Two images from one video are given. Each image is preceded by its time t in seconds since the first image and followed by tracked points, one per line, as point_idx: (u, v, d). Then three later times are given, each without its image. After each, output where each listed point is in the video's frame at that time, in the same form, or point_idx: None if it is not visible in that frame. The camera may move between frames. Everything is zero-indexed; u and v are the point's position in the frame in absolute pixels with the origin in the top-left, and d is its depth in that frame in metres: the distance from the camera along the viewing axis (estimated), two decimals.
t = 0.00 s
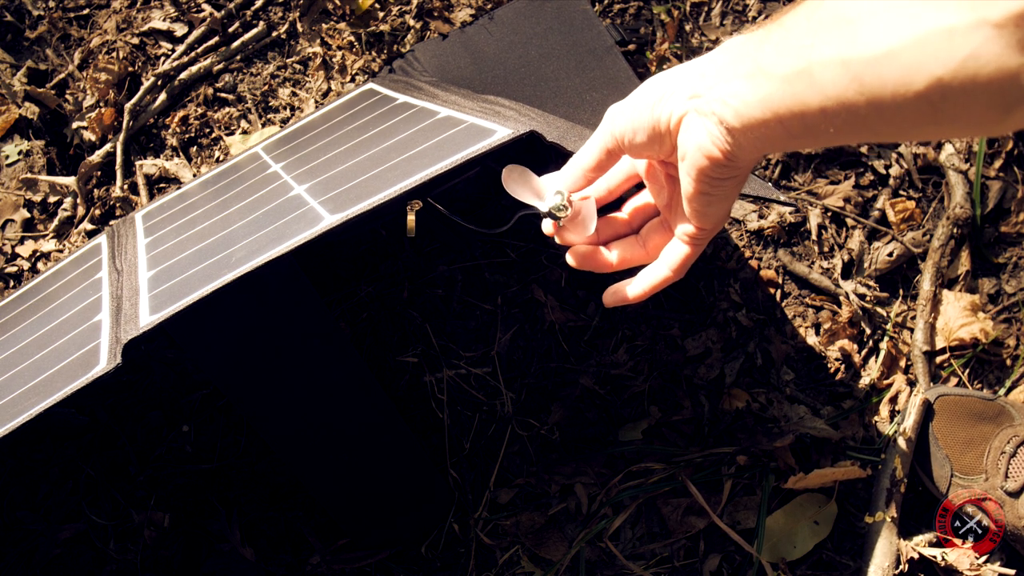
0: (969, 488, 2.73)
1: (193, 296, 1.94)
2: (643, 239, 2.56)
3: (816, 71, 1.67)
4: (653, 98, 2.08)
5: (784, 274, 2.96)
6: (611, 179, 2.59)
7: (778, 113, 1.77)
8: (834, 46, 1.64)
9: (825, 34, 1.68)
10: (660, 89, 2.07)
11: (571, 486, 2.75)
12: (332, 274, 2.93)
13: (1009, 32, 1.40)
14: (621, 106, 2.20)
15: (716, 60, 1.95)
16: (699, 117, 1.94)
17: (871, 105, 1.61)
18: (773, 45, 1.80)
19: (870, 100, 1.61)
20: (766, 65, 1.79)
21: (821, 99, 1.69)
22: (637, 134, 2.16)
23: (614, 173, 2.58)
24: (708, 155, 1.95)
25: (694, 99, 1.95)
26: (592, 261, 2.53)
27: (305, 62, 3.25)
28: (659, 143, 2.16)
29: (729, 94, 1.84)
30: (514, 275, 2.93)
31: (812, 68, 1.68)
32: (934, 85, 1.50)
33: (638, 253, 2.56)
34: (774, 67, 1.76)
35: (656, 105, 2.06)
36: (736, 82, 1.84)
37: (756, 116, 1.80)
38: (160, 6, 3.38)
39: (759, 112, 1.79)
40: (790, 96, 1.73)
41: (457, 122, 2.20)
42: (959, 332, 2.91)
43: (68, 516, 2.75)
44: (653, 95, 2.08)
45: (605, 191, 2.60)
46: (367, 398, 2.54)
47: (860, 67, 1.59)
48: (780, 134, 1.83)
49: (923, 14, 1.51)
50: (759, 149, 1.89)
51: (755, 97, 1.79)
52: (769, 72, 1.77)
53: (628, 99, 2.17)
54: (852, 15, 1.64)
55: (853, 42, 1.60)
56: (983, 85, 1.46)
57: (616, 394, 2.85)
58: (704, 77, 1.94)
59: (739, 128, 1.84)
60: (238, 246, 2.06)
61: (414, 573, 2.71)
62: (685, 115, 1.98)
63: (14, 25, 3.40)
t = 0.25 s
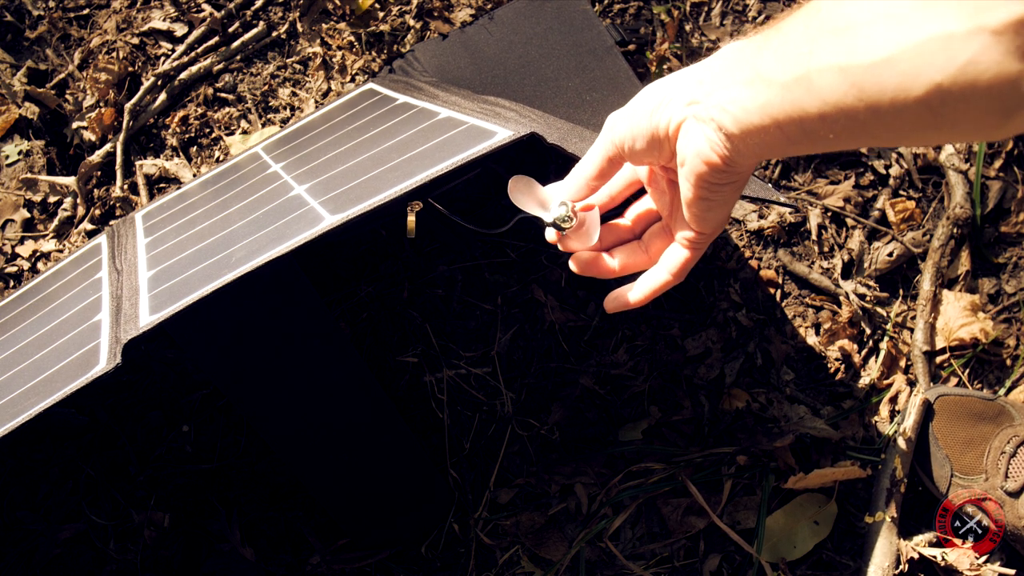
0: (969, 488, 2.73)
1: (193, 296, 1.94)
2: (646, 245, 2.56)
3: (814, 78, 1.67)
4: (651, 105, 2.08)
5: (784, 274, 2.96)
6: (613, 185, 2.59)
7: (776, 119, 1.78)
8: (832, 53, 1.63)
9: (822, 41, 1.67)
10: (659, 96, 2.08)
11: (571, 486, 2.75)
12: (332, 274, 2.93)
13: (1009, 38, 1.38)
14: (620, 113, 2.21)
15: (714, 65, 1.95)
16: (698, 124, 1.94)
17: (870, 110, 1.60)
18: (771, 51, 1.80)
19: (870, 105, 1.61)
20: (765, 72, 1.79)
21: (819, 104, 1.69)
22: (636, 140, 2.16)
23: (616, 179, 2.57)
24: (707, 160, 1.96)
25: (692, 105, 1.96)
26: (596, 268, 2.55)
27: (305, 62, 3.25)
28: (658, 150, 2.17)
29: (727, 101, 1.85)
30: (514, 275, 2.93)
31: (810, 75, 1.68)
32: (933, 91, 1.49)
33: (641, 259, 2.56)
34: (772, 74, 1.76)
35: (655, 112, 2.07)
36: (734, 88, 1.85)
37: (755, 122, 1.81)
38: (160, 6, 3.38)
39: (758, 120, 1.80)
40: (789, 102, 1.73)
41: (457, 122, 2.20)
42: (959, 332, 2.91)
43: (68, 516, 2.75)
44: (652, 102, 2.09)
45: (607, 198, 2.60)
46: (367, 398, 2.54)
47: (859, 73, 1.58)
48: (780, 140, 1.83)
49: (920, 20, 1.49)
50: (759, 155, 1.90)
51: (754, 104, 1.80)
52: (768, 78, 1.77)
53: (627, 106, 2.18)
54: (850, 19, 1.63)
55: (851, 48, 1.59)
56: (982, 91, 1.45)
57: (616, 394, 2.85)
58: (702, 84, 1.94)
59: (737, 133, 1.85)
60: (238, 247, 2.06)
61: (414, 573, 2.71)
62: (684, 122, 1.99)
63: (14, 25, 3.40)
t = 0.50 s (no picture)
0: (969, 489, 2.73)
1: (192, 297, 1.94)
2: (642, 244, 2.58)
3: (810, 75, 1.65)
4: (645, 105, 2.08)
5: (784, 274, 2.96)
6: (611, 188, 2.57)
7: (771, 118, 1.75)
8: (827, 50, 1.62)
9: (817, 38, 1.66)
10: (653, 95, 2.07)
11: (571, 486, 2.75)
12: (332, 274, 2.93)
13: (1001, 34, 1.39)
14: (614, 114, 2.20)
15: (708, 65, 1.95)
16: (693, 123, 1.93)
17: (864, 106, 1.60)
18: (765, 51, 1.79)
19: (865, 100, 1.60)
20: (760, 70, 1.77)
21: (814, 102, 1.67)
22: (630, 141, 2.16)
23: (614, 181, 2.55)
24: (701, 158, 1.95)
25: (685, 104, 1.95)
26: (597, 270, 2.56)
27: (305, 62, 3.25)
28: (653, 150, 2.17)
29: (721, 100, 1.84)
30: (514, 275, 2.93)
31: (804, 73, 1.66)
32: (927, 86, 1.50)
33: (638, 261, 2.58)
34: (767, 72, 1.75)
35: (649, 112, 2.06)
36: (728, 88, 1.83)
37: (750, 122, 1.79)
38: (160, 6, 3.38)
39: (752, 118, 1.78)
40: (782, 101, 1.72)
41: (457, 122, 2.20)
42: (959, 332, 2.91)
43: (68, 516, 2.75)
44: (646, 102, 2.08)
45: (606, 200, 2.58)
46: (367, 398, 2.54)
47: (854, 70, 1.58)
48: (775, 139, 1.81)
49: (913, 16, 1.49)
50: (753, 154, 1.89)
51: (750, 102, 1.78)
52: (762, 77, 1.76)
53: (620, 107, 2.18)
54: (845, 17, 1.63)
55: (846, 45, 1.59)
56: (976, 85, 1.46)
57: (617, 394, 2.85)
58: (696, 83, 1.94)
59: (730, 133, 1.83)
60: (238, 246, 2.06)
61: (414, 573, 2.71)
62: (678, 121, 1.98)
63: (14, 25, 3.40)
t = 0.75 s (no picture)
0: (969, 489, 2.73)
1: (192, 297, 1.94)
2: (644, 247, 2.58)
3: (812, 76, 1.62)
4: (654, 103, 2.11)
5: (784, 274, 2.96)
6: (611, 186, 2.54)
7: (773, 118, 1.73)
8: (828, 50, 1.59)
9: (819, 38, 1.63)
10: (661, 95, 2.10)
11: (571, 486, 2.75)
12: (332, 274, 2.93)
13: (999, 35, 1.36)
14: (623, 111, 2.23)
15: (716, 65, 1.94)
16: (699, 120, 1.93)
17: (865, 107, 1.56)
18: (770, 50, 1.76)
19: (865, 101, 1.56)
20: (764, 70, 1.75)
21: (815, 103, 1.64)
22: (639, 138, 2.18)
23: (614, 180, 2.53)
24: (710, 159, 1.94)
25: (693, 104, 1.96)
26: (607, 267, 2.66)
27: (305, 62, 3.25)
28: (660, 148, 2.17)
29: (726, 100, 1.83)
30: (514, 275, 2.93)
31: (806, 73, 1.63)
32: (926, 87, 1.46)
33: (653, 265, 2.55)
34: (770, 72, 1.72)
35: (658, 110, 2.09)
36: (732, 88, 1.81)
37: (751, 122, 1.77)
38: (160, 6, 3.38)
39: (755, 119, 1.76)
40: (783, 101, 1.70)
41: (457, 122, 2.20)
42: (959, 332, 2.91)
43: (68, 516, 2.75)
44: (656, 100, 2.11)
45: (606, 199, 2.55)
46: (367, 398, 2.54)
47: (853, 71, 1.54)
48: (780, 139, 1.79)
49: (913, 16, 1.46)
50: (758, 153, 1.87)
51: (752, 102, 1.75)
52: (765, 77, 1.74)
53: (628, 104, 2.21)
54: (847, 16, 1.59)
55: (846, 45, 1.56)
56: (974, 86, 1.42)
57: (616, 394, 2.85)
58: (703, 81, 1.94)
59: (735, 132, 1.82)
60: (238, 246, 2.06)
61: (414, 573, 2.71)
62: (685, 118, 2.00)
63: (14, 25, 3.40)
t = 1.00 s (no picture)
0: (969, 489, 2.73)
1: (193, 297, 1.94)
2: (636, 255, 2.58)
3: (808, 96, 1.67)
4: (655, 116, 2.06)
5: (784, 274, 2.96)
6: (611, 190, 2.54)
7: (769, 135, 1.77)
8: (820, 72, 1.64)
9: (810, 59, 1.68)
10: (661, 107, 2.06)
11: (571, 486, 2.75)
12: (332, 274, 2.93)
13: (969, 62, 1.41)
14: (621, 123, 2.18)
15: (714, 80, 1.94)
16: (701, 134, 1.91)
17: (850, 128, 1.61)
18: (767, 69, 1.79)
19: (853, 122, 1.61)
20: (761, 88, 1.78)
21: (805, 122, 1.69)
22: (638, 150, 2.12)
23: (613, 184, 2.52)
24: (711, 173, 1.92)
25: (694, 117, 1.93)
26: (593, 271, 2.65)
27: (305, 62, 3.25)
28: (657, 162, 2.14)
29: (726, 115, 1.84)
30: (514, 275, 2.93)
31: (799, 93, 1.68)
32: (903, 110, 1.52)
33: (642, 270, 2.54)
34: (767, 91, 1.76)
35: (660, 122, 2.05)
36: (732, 103, 1.83)
37: (749, 138, 1.80)
38: (160, 6, 3.38)
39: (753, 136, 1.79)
40: (778, 119, 1.74)
41: (457, 123, 2.20)
42: (959, 332, 2.91)
43: (68, 516, 2.75)
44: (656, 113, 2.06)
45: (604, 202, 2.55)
46: (367, 398, 2.54)
47: (840, 93, 1.60)
48: (775, 156, 1.82)
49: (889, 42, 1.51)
50: (754, 169, 1.89)
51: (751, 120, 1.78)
52: (762, 94, 1.77)
53: (629, 115, 2.16)
54: (839, 36, 1.64)
55: (836, 67, 1.61)
56: (949, 110, 1.47)
57: (617, 394, 2.85)
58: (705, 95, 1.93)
59: (735, 147, 1.83)
60: (238, 246, 2.06)
61: (414, 573, 2.71)
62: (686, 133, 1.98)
63: (14, 25, 3.40)
